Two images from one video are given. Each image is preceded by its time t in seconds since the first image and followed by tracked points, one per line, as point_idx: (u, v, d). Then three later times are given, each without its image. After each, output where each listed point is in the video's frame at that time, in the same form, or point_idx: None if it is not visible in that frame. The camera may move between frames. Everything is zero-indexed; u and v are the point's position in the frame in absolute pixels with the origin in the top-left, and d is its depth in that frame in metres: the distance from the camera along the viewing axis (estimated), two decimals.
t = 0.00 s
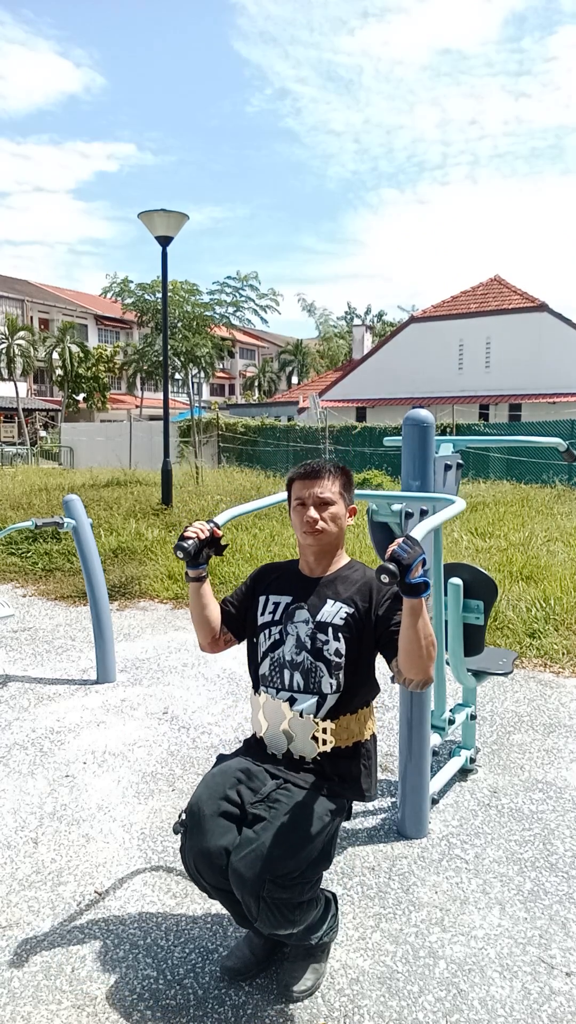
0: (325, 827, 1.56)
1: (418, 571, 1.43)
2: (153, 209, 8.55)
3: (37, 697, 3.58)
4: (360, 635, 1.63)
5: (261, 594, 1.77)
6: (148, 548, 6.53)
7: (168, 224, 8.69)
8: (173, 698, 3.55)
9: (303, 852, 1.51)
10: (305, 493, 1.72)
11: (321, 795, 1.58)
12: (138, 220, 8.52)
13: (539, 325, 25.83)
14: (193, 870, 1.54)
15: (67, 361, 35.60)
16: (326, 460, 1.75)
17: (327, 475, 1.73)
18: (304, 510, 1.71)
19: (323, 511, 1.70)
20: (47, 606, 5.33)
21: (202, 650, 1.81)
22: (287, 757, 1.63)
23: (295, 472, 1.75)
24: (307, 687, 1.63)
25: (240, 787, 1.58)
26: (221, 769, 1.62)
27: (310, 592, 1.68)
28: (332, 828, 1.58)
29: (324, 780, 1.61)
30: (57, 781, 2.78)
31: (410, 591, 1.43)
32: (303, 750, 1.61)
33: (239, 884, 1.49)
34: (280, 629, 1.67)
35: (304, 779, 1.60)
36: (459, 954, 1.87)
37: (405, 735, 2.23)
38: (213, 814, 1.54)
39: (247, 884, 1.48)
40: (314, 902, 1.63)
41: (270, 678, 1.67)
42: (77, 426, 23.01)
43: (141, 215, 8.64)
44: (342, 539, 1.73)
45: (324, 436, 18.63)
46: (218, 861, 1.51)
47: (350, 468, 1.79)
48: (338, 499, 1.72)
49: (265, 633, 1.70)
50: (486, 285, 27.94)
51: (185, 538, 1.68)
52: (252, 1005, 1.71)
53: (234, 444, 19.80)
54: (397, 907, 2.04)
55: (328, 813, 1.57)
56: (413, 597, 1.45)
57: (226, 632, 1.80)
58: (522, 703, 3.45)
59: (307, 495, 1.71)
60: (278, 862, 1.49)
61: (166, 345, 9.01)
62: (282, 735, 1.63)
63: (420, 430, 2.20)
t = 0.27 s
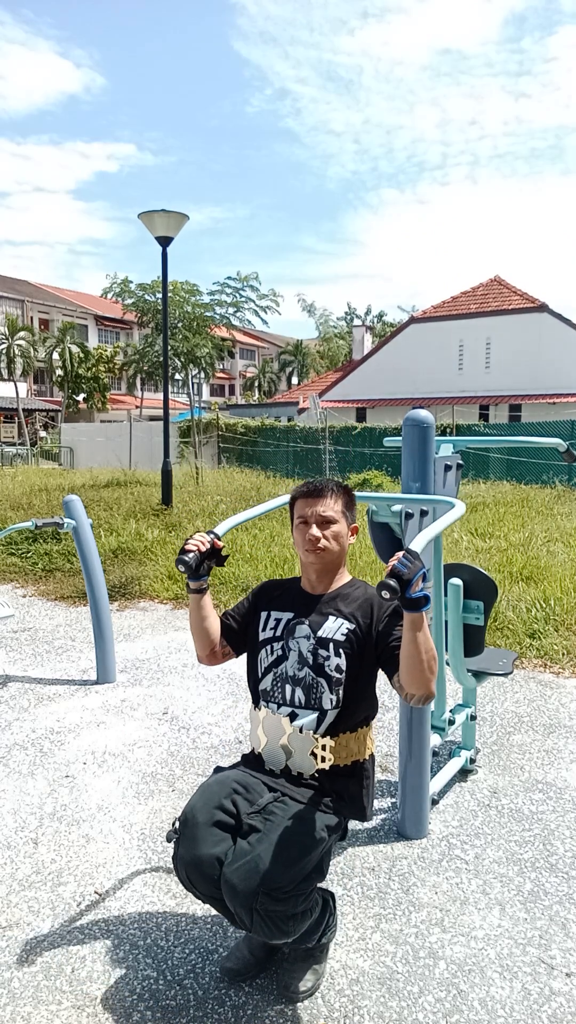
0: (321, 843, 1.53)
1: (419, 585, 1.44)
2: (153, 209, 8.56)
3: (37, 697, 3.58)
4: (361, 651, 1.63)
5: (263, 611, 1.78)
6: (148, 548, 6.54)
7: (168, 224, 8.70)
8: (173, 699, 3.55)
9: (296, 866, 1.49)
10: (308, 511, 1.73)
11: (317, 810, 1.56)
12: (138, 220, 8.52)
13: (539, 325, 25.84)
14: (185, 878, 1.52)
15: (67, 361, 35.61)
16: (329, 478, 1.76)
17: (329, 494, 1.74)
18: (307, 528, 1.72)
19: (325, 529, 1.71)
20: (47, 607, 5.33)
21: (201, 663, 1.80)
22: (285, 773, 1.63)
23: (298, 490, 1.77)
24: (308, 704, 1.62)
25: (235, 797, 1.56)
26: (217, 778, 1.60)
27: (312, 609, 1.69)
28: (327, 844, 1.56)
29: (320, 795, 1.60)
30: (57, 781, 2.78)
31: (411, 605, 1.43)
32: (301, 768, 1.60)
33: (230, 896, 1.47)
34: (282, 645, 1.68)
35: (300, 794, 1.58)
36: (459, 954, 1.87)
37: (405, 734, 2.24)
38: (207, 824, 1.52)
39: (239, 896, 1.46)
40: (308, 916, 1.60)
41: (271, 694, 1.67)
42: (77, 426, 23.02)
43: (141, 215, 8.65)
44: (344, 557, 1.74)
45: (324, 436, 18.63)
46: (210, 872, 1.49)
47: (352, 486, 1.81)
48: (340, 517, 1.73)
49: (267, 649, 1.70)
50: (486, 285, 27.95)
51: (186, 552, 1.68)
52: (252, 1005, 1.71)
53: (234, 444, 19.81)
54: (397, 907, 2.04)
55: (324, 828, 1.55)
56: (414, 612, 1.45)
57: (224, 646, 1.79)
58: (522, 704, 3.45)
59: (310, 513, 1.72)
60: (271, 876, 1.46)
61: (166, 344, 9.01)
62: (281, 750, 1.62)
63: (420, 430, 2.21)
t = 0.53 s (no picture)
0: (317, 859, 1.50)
1: (419, 599, 1.44)
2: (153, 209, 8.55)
3: (37, 697, 3.58)
4: (361, 668, 1.64)
5: (263, 628, 1.78)
6: (148, 548, 6.53)
7: (168, 224, 8.69)
8: (173, 698, 3.55)
9: (291, 877, 1.45)
10: (310, 529, 1.75)
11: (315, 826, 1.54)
12: (138, 220, 8.51)
13: (539, 325, 25.84)
14: (176, 887, 1.49)
15: (67, 361, 35.61)
16: (331, 497, 1.79)
17: (332, 512, 1.76)
18: (309, 546, 1.74)
19: (327, 547, 1.73)
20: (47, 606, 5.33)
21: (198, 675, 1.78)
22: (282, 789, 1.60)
23: (301, 508, 1.79)
24: (309, 720, 1.63)
25: (230, 808, 1.54)
26: (213, 789, 1.58)
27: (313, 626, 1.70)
28: (324, 861, 1.52)
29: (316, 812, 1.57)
30: (57, 781, 2.78)
31: (412, 619, 1.43)
32: (298, 784, 1.59)
33: (222, 906, 1.44)
34: (282, 661, 1.68)
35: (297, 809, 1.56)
36: (459, 954, 1.87)
37: (405, 732, 2.23)
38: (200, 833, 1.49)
39: (231, 907, 1.42)
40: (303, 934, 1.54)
41: (271, 710, 1.67)
42: (77, 426, 23.02)
43: (141, 215, 8.64)
44: (345, 576, 1.76)
45: (324, 436, 18.63)
46: (200, 880, 1.46)
47: (355, 507, 1.83)
48: (342, 536, 1.75)
49: (267, 665, 1.71)
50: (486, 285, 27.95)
51: (188, 563, 1.67)
52: (252, 1005, 1.71)
53: (234, 444, 19.80)
54: (397, 907, 2.04)
55: (320, 840, 1.51)
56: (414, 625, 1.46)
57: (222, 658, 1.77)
58: (522, 703, 3.45)
59: (312, 531, 1.74)
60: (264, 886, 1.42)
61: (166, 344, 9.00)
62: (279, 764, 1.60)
63: (420, 430, 2.21)
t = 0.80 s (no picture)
0: (311, 884, 1.45)
1: (420, 620, 1.44)
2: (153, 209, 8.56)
3: (37, 697, 3.58)
4: (360, 691, 1.64)
5: (263, 650, 1.78)
6: (148, 548, 6.54)
7: (168, 224, 8.70)
8: (173, 699, 3.55)
9: (282, 902, 1.39)
10: (311, 554, 1.76)
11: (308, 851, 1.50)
12: (138, 220, 8.52)
13: (539, 325, 25.84)
14: (164, 907, 1.46)
15: (67, 361, 35.62)
16: (332, 523, 1.80)
17: (333, 537, 1.77)
18: (310, 570, 1.74)
19: (328, 571, 1.73)
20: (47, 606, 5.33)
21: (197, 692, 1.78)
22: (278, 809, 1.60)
23: (303, 534, 1.80)
24: (308, 742, 1.62)
25: (222, 830, 1.50)
26: (205, 809, 1.55)
27: (313, 648, 1.70)
28: (319, 887, 1.47)
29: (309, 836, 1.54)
30: (57, 781, 2.78)
31: (412, 640, 1.43)
32: (294, 805, 1.59)
33: (211, 929, 1.39)
34: (282, 683, 1.68)
35: (291, 834, 1.52)
36: (459, 954, 1.87)
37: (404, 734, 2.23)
38: (190, 853, 1.46)
39: (223, 932, 1.37)
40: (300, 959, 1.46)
41: (270, 731, 1.66)
42: (77, 426, 23.04)
43: (141, 215, 8.64)
44: (346, 601, 1.76)
45: (324, 436, 18.63)
46: (189, 902, 1.42)
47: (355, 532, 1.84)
48: (343, 560, 1.76)
49: (266, 687, 1.71)
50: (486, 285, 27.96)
51: (190, 584, 1.67)
52: (252, 1005, 1.71)
53: (234, 444, 19.81)
54: (397, 907, 2.04)
55: (313, 866, 1.47)
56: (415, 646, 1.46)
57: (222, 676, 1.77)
58: (522, 704, 3.45)
59: (313, 555, 1.75)
60: (254, 909, 1.37)
61: (166, 344, 9.00)
62: (275, 785, 1.60)
63: (420, 430, 2.21)
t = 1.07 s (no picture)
0: (308, 893, 1.44)
1: (421, 634, 1.44)
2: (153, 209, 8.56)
3: (37, 697, 3.58)
4: (359, 694, 1.64)
5: (260, 653, 1.78)
6: (148, 548, 6.54)
7: (168, 224, 8.70)
8: (173, 699, 3.55)
9: (279, 914, 1.39)
10: (311, 556, 1.76)
11: (305, 859, 1.49)
12: (138, 220, 8.52)
13: (539, 325, 25.85)
14: (161, 921, 1.47)
15: (67, 361, 35.63)
16: (333, 526, 1.81)
17: (334, 540, 1.78)
18: (310, 572, 1.75)
19: (328, 573, 1.73)
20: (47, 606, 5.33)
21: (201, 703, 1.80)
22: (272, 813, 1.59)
23: (303, 535, 1.81)
24: (306, 744, 1.62)
25: (217, 841, 1.49)
26: (199, 819, 1.55)
27: (311, 650, 1.70)
28: (317, 895, 1.47)
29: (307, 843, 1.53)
30: (57, 781, 2.78)
31: (414, 656, 1.43)
32: (289, 808, 1.58)
33: (208, 943, 1.38)
34: (279, 685, 1.68)
35: (287, 842, 1.52)
36: (459, 954, 1.87)
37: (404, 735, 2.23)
38: (184, 867, 1.46)
39: (221, 947, 1.37)
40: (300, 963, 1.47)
41: (266, 733, 1.66)
42: (77, 426, 23.05)
43: (141, 215, 8.64)
44: (344, 604, 1.76)
45: (324, 436, 18.63)
46: (185, 916, 1.42)
47: (355, 536, 1.85)
48: (343, 562, 1.77)
49: (263, 689, 1.70)
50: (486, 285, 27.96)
51: (192, 598, 1.67)
52: (252, 1005, 1.71)
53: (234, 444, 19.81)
54: (397, 907, 2.04)
55: (310, 873, 1.47)
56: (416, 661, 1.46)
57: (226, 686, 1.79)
58: (522, 703, 3.45)
59: (313, 557, 1.75)
60: (251, 923, 1.36)
61: (166, 344, 8.99)
62: (271, 787, 1.60)
63: (420, 430, 2.22)
